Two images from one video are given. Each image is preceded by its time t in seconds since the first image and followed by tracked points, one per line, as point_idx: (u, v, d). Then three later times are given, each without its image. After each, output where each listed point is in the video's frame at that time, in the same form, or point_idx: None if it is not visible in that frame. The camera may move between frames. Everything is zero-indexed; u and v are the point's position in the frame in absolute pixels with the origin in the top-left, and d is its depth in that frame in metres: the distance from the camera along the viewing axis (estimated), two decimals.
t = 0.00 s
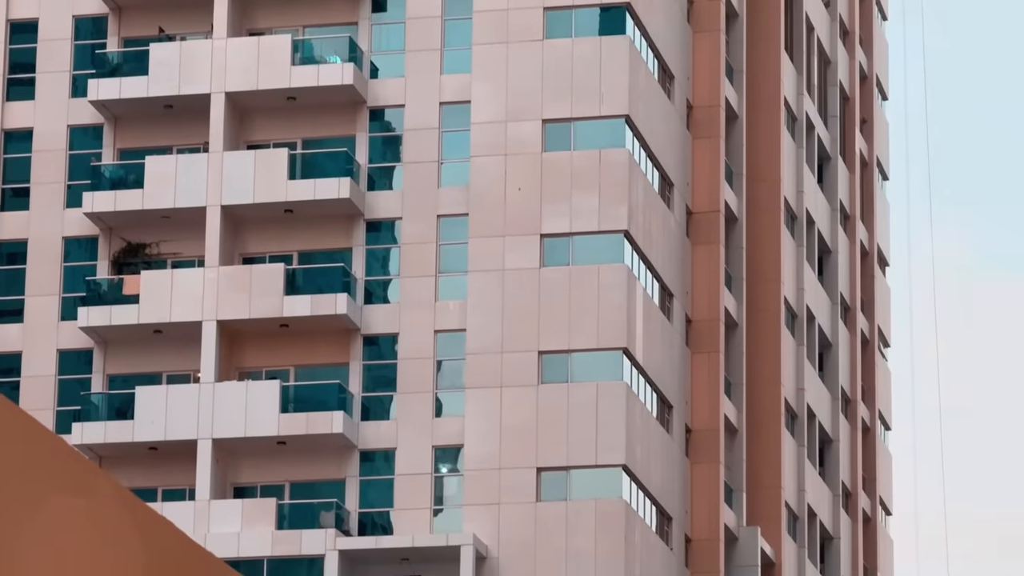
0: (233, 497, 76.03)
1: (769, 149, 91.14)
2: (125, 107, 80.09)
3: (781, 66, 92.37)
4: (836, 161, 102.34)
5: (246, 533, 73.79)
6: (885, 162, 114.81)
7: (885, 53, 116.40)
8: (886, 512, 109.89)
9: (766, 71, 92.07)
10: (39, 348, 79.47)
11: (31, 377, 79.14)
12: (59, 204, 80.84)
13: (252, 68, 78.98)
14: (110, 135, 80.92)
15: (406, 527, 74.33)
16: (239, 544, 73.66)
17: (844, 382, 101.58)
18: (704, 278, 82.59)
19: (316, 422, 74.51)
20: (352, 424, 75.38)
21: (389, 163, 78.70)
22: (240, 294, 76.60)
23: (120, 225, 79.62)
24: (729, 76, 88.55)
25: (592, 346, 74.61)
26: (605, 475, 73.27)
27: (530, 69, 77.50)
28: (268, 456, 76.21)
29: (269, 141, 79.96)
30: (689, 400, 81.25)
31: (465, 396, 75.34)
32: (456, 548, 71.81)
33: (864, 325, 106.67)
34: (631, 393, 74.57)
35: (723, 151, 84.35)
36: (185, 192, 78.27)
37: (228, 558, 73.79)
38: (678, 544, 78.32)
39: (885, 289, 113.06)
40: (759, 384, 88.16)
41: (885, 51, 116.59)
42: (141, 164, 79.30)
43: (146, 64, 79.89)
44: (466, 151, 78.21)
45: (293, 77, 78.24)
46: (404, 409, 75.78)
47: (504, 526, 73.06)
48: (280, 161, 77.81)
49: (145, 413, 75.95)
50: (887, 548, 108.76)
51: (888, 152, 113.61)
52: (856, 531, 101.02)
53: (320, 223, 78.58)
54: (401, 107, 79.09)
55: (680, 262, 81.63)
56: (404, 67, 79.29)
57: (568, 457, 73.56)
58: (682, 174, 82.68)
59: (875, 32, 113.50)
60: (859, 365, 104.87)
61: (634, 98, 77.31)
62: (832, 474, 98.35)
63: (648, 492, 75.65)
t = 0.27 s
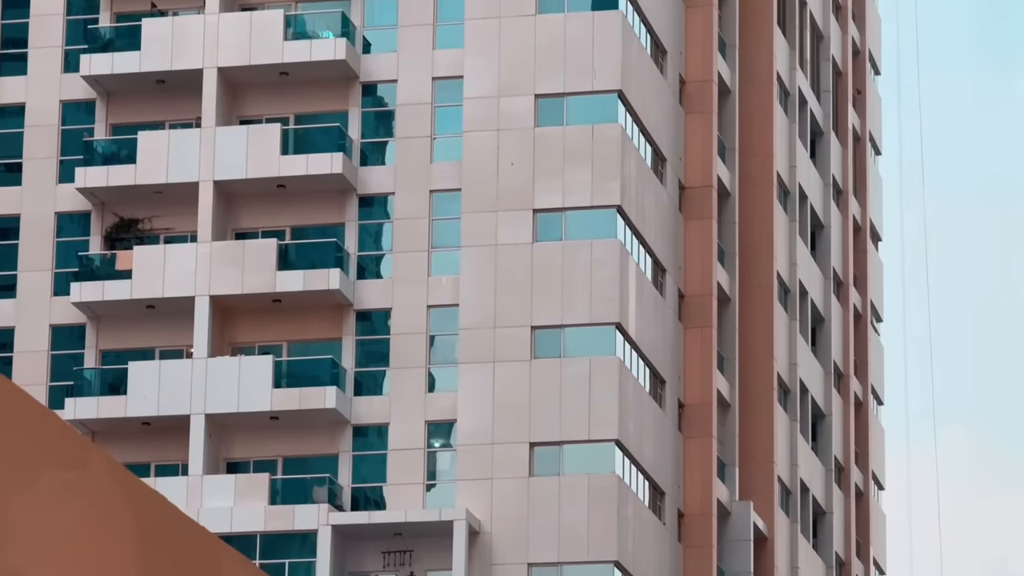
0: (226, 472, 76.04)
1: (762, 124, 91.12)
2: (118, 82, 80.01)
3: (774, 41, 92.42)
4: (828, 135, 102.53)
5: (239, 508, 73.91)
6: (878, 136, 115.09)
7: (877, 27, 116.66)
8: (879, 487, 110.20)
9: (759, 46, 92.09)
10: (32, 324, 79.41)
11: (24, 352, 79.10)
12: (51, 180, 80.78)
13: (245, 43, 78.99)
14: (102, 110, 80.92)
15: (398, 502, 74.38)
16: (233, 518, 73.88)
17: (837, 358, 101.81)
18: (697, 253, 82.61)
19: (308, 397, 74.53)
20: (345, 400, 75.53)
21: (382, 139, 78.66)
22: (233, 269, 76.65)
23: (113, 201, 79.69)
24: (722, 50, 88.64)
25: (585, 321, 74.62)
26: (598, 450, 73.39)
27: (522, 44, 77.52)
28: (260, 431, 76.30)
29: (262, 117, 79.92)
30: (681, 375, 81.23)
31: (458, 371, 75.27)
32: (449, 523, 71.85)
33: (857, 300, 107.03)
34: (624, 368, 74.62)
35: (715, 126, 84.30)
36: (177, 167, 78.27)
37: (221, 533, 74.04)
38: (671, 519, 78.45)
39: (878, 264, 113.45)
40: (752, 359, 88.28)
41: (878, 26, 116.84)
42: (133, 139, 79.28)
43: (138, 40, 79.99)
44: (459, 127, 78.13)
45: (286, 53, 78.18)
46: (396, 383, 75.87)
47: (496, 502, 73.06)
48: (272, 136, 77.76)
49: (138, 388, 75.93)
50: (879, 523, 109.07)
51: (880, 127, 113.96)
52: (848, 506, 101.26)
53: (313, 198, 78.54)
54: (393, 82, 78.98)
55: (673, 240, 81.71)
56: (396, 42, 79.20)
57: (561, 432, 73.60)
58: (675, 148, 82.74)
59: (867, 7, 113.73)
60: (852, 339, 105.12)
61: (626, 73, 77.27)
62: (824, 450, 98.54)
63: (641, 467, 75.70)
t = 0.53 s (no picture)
0: (217, 446, 76.04)
1: (752, 98, 91.12)
2: (108, 56, 79.85)
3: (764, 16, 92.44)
4: (818, 109, 102.54)
5: (230, 482, 73.95)
6: (868, 110, 115.14)
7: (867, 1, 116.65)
8: (869, 461, 110.40)
9: (750, 20, 92.14)
10: (22, 298, 79.38)
11: (15, 327, 79.07)
12: (41, 154, 80.71)
13: (235, 17, 78.80)
14: (93, 84, 80.78)
15: (389, 476, 74.45)
16: (224, 493, 73.88)
17: (827, 331, 101.90)
18: (688, 226, 82.63)
19: (299, 370, 74.64)
20: (336, 373, 75.51)
21: (372, 113, 78.54)
22: (223, 243, 76.61)
23: (103, 175, 79.62)
24: (712, 24, 88.57)
25: (575, 295, 74.65)
26: (588, 423, 73.42)
27: (512, 18, 77.42)
28: (251, 405, 76.29)
29: (252, 91, 79.64)
30: (672, 349, 81.23)
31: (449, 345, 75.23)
32: (439, 497, 71.90)
33: (848, 274, 107.18)
34: (615, 342, 74.66)
35: (706, 100, 84.16)
36: (168, 141, 78.21)
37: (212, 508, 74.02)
38: (662, 493, 78.46)
39: (868, 238, 113.53)
40: (742, 333, 88.39)
41: None
42: (123, 113, 79.16)
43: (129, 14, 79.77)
44: (448, 100, 78.26)
45: (276, 27, 78.04)
46: (387, 357, 75.92)
47: (487, 476, 73.07)
48: (263, 110, 77.64)
49: (128, 362, 75.96)
50: (869, 496, 109.26)
51: (870, 101, 114.02)
52: (839, 479, 101.36)
53: (303, 172, 78.48)
54: (384, 56, 78.86)
55: (664, 214, 81.71)
56: (386, 16, 79.08)
57: (551, 406, 73.64)
58: (665, 122, 82.70)
59: None
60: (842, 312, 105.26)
61: (617, 47, 77.18)
62: (815, 423, 98.64)
63: (631, 441, 75.78)
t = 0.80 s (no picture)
0: (206, 422, 76.14)
1: (741, 73, 91.19)
2: (96, 32, 79.77)
3: None
4: (807, 84, 102.48)
5: (219, 457, 73.90)
6: (857, 84, 115.18)
7: None
8: (857, 435, 110.65)
9: None
10: (11, 273, 79.37)
11: (4, 302, 79.05)
12: (29, 130, 80.65)
13: None
14: (80, 59, 80.65)
15: (378, 451, 74.51)
16: (213, 469, 73.89)
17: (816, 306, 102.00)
18: (676, 201, 82.54)
19: (288, 345, 74.68)
20: (324, 348, 75.49)
21: (361, 88, 78.45)
22: (212, 218, 76.67)
23: (91, 150, 79.53)
24: None
25: (563, 270, 74.65)
26: (577, 398, 73.46)
27: None
28: (240, 380, 76.26)
29: (240, 66, 79.57)
30: (661, 324, 81.26)
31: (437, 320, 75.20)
32: (428, 472, 71.93)
33: (836, 248, 107.28)
34: (604, 316, 74.65)
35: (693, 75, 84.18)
36: (156, 116, 78.17)
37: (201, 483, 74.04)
38: (650, 467, 78.57)
39: (856, 212, 113.61)
40: (731, 308, 88.49)
41: None
42: (111, 89, 79.09)
43: None
44: (436, 75, 78.16)
45: (264, 2, 78.00)
46: (376, 332, 76.02)
47: (477, 451, 73.23)
48: (251, 86, 77.59)
49: (116, 337, 75.95)
50: (858, 471, 109.50)
51: (858, 75, 114.05)
52: (827, 454, 101.48)
53: (291, 146, 78.36)
54: (372, 31, 78.78)
55: (652, 189, 81.69)
56: None
57: (540, 380, 73.70)
58: (654, 97, 82.63)
59: None
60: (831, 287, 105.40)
61: (606, 21, 77.07)
62: (804, 398, 98.75)
63: (620, 415, 75.83)
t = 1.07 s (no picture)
0: (193, 399, 76.08)
1: (727, 50, 91.25)
2: (82, 9, 79.64)
3: None
4: (794, 61, 102.45)
5: (207, 435, 73.91)
6: (844, 60, 115.20)
7: None
8: (844, 411, 110.84)
9: None
10: None
11: None
12: (16, 107, 80.56)
13: None
14: (67, 36, 80.50)
15: (365, 428, 74.53)
16: (200, 447, 73.84)
17: (803, 283, 102.07)
18: (663, 178, 82.56)
19: (275, 322, 74.65)
20: (312, 326, 75.55)
21: (347, 65, 78.34)
22: (198, 195, 76.54)
23: (78, 127, 79.43)
24: None
25: (551, 247, 74.69)
26: (564, 375, 73.59)
27: None
28: (227, 357, 76.26)
29: (226, 43, 79.34)
30: (648, 302, 81.26)
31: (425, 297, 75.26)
32: (415, 449, 72.02)
33: (823, 226, 107.32)
34: (591, 294, 74.66)
35: (680, 51, 83.95)
36: (142, 93, 78.00)
37: (188, 460, 74.02)
38: (638, 444, 78.67)
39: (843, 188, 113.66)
40: (718, 285, 88.56)
41: None
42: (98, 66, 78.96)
43: None
44: (424, 53, 78.08)
45: None
46: (363, 309, 76.01)
47: (464, 428, 73.28)
48: (238, 63, 77.55)
49: (103, 315, 75.83)
50: (845, 447, 109.68)
51: (845, 52, 114.06)
52: (814, 431, 101.64)
53: (279, 123, 78.35)
54: (359, 8, 78.59)
55: (639, 166, 81.68)
56: None
57: (528, 357, 73.72)
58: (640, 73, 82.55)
59: None
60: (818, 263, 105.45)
61: None
62: (791, 375, 98.89)
63: (607, 392, 75.92)
